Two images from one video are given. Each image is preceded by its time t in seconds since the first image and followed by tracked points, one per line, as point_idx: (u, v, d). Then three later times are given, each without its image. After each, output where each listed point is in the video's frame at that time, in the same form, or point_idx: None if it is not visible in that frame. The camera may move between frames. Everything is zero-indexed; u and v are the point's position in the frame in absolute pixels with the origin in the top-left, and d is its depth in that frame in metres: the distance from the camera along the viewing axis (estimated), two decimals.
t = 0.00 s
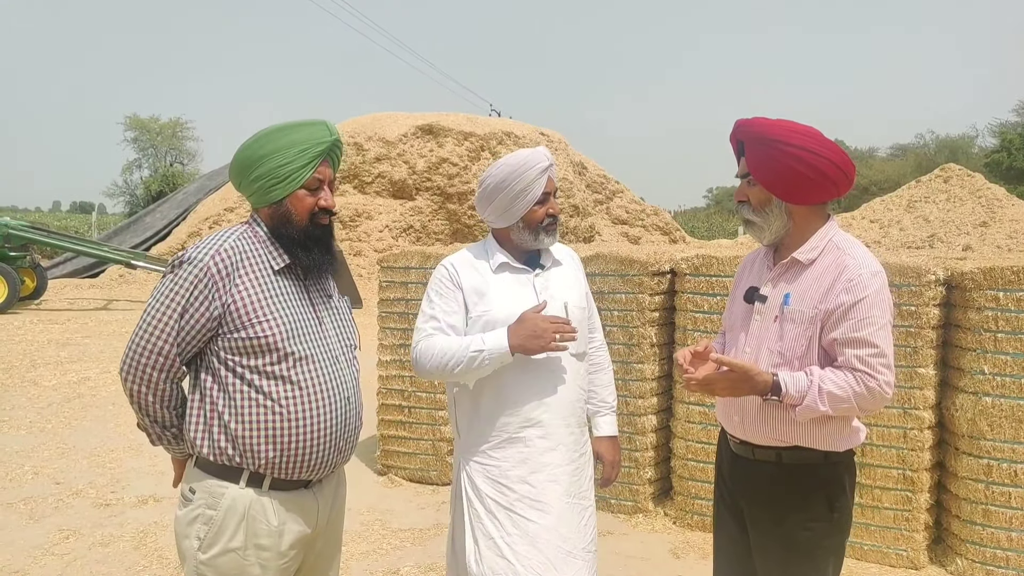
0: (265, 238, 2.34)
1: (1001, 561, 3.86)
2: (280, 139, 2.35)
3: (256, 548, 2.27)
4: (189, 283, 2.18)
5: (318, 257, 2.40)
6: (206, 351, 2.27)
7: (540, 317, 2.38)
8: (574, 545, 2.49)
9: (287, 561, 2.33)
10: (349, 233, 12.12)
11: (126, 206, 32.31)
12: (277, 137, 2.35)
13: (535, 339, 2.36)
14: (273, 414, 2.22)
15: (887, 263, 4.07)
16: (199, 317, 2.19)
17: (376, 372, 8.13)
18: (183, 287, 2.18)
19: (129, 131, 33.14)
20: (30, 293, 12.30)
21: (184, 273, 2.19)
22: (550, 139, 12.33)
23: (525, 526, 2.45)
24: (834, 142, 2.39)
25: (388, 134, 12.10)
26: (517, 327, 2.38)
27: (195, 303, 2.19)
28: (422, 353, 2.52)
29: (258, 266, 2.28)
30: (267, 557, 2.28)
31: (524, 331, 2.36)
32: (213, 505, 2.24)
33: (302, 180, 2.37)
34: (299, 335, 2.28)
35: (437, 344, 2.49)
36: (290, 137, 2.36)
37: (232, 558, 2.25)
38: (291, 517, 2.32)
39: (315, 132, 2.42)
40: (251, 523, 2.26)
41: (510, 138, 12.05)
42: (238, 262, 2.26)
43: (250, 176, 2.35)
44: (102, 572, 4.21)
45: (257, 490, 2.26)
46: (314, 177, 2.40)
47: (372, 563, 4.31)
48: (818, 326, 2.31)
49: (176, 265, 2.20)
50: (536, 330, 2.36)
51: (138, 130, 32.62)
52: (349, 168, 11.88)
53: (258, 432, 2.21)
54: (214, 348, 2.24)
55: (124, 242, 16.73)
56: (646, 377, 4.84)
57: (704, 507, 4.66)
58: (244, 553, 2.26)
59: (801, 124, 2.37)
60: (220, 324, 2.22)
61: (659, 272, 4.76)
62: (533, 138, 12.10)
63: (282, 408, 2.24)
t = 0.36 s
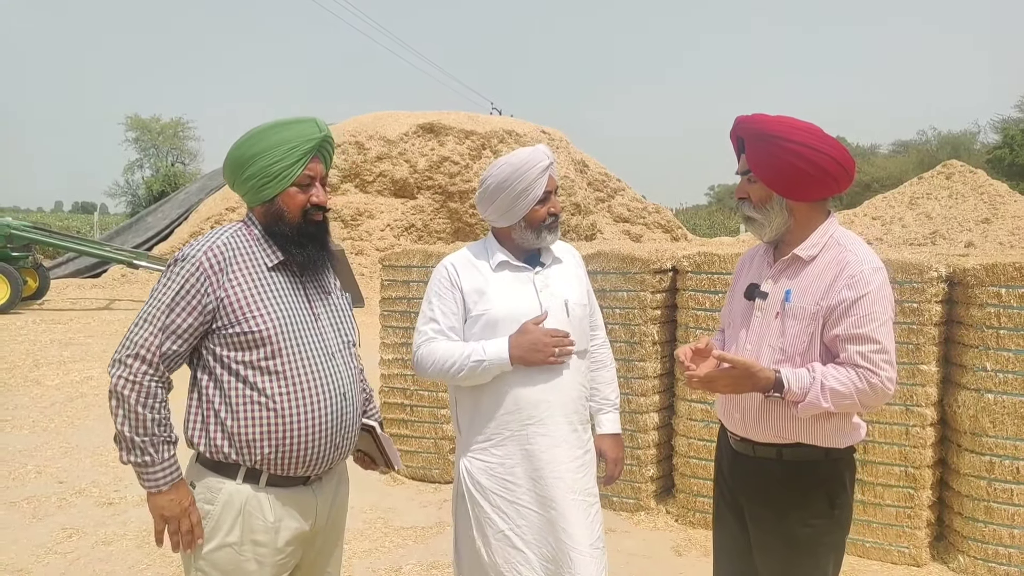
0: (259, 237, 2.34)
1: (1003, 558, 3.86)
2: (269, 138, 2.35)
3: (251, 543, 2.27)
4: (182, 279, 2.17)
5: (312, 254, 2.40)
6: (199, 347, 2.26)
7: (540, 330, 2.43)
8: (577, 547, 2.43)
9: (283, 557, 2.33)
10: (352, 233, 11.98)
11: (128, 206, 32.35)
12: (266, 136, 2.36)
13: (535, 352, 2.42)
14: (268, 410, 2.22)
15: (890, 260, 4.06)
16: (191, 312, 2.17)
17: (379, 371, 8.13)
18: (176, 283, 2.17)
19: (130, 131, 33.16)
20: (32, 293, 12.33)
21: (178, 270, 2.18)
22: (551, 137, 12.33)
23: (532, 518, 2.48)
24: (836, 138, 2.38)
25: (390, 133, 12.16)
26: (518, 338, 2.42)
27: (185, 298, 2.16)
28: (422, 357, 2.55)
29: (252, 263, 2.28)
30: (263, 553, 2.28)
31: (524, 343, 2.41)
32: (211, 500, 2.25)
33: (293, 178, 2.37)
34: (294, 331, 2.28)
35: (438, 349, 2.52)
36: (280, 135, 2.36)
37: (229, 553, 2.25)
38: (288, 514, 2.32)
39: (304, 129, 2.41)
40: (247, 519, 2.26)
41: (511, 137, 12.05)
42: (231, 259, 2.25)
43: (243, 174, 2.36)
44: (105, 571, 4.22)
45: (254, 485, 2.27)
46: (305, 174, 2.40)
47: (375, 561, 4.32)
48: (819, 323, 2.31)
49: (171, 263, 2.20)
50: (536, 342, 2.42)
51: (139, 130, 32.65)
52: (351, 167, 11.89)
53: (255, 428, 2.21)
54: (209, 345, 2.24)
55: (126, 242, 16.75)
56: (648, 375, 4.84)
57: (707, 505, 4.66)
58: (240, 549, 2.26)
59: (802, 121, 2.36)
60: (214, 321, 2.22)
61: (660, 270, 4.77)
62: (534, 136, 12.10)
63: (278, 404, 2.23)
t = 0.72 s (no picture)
0: (263, 231, 2.34)
1: (1004, 560, 3.86)
2: (274, 133, 2.36)
3: (254, 537, 2.27)
4: (184, 269, 2.17)
5: (316, 248, 2.40)
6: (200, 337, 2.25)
7: (541, 332, 2.47)
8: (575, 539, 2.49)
9: (285, 551, 2.33)
10: (354, 229, 12.09)
11: (131, 200, 32.37)
12: (270, 131, 2.36)
13: (535, 353, 2.45)
14: (270, 402, 2.22)
15: (892, 261, 4.06)
16: (193, 303, 2.17)
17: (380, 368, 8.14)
18: (178, 273, 2.16)
19: (133, 125, 33.18)
20: (35, 287, 12.34)
21: (181, 260, 2.19)
22: (554, 135, 12.32)
23: (528, 512, 2.51)
24: (838, 138, 2.38)
25: (393, 130, 12.14)
26: (519, 338, 2.44)
27: (188, 288, 2.16)
28: (422, 355, 2.57)
29: (255, 257, 2.28)
30: (265, 546, 2.28)
31: (525, 343, 2.44)
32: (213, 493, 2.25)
33: (297, 172, 2.37)
34: (296, 324, 2.28)
35: (439, 347, 2.52)
36: (285, 130, 2.36)
37: (232, 546, 2.26)
38: (290, 507, 2.33)
39: (308, 124, 2.41)
40: (249, 513, 2.26)
41: (514, 135, 12.05)
42: (234, 252, 2.25)
43: (248, 169, 2.36)
44: (106, 564, 4.23)
45: (256, 479, 2.27)
46: (309, 169, 2.40)
47: (375, 557, 4.32)
48: (821, 323, 2.31)
49: (176, 253, 2.20)
50: (536, 344, 2.45)
51: (142, 124, 32.66)
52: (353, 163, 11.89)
53: (257, 421, 2.22)
54: (211, 337, 2.24)
55: (129, 237, 16.77)
56: (649, 373, 4.84)
57: (707, 504, 4.66)
58: (243, 542, 2.26)
59: (805, 121, 2.36)
60: (216, 312, 2.22)
61: (662, 269, 4.76)
62: (537, 134, 12.10)
63: (279, 396, 2.24)
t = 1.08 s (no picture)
0: (266, 231, 2.34)
1: (1008, 559, 3.85)
2: (277, 132, 2.36)
3: (260, 538, 2.27)
4: (190, 271, 2.16)
5: (319, 247, 2.41)
6: (207, 342, 2.25)
7: (543, 331, 2.46)
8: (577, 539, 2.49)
9: (291, 551, 2.34)
10: (356, 229, 12.12)
11: (134, 200, 32.42)
12: (274, 131, 2.36)
13: (535, 352, 2.44)
14: (276, 403, 2.23)
15: (896, 259, 4.05)
16: (200, 306, 2.16)
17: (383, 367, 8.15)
18: (184, 275, 2.16)
19: (136, 125, 33.23)
20: (38, 287, 12.37)
21: (186, 262, 2.18)
22: (557, 135, 12.32)
23: (525, 516, 2.49)
24: (841, 137, 2.37)
25: (395, 129, 12.14)
26: (520, 337, 2.44)
27: (195, 291, 2.16)
28: (424, 352, 2.57)
29: (259, 258, 2.28)
30: (271, 547, 2.29)
31: (527, 342, 2.43)
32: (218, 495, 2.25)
33: (301, 172, 2.37)
34: (301, 324, 2.29)
35: (440, 346, 2.52)
36: (288, 130, 2.36)
37: (237, 547, 2.26)
38: (295, 507, 2.33)
39: (312, 124, 2.41)
40: (255, 514, 2.26)
41: (516, 134, 12.04)
42: (239, 253, 2.25)
43: (251, 169, 2.36)
44: (109, 565, 4.23)
45: (261, 480, 2.27)
46: (313, 168, 2.40)
47: (378, 557, 4.32)
48: (823, 321, 2.30)
49: (180, 256, 2.20)
50: (539, 343, 2.45)
51: (145, 125, 32.71)
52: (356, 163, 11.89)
53: (262, 422, 2.22)
54: (216, 339, 2.23)
55: (131, 237, 16.80)
56: (652, 373, 4.83)
57: (711, 503, 4.65)
58: (248, 543, 2.27)
59: (808, 120, 2.36)
60: (222, 314, 2.21)
61: (665, 268, 4.75)
62: (540, 133, 12.10)
63: (285, 397, 2.24)
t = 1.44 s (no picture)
0: (269, 229, 2.35)
1: (1007, 563, 3.86)
2: (279, 130, 2.36)
3: (261, 536, 2.28)
4: (193, 269, 2.17)
5: (321, 245, 2.41)
6: (209, 340, 2.26)
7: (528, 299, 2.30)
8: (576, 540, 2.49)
9: (293, 549, 2.34)
10: (358, 227, 12.13)
11: (136, 197, 32.46)
12: (275, 128, 2.37)
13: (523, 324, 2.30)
14: (277, 400, 2.23)
15: (898, 263, 4.05)
16: (202, 305, 2.17)
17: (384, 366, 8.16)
18: (186, 274, 2.16)
19: (138, 122, 33.25)
20: (39, 283, 12.38)
21: (188, 260, 2.18)
22: (559, 134, 12.32)
23: (526, 519, 2.47)
24: (843, 140, 2.37)
25: (398, 128, 12.13)
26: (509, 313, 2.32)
27: (197, 289, 2.16)
28: (428, 342, 2.52)
29: (262, 256, 2.29)
30: (273, 545, 2.29)
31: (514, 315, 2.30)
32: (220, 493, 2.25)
33: (302, 170, 2.37)
34: (303, 321, 2.29)
35: (441, 333, 2.49)
36: (289, 128, 2.37)
37: (239, 546, 2.26)
38: (297, 506, 2.33)
39: (313, 121, 2.42)
40: (257, 512, 2.27)
41: (519, 133, 12.04)
42: (241, 251, 2.26)
43: (252, 167, 2.36)
44: (108, 561, 4.24)
45: (263, 478, 2.28)
46: (314, 166, 2.41)
47: (377, 555, 4.33)
48: (824, 324, 2.31)
49: (182, 253, 2.20)
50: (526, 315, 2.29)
51: (147, 121, 32.73)
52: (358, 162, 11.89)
53: (264, 420, 2.22)
54: (218, 338, 2.24)
55: (133, 233, 16.82)
56: (652, 374, 4.84)
57: (710, 505, 4.66)
58: (250, 541, 2.27)
59: (810, 122, 2.36)
60: (224, 313, 2.22)
61: (667, 269, 4.75)
62: (542, 133, 12.09)
63: (287, 395, 2.24)
